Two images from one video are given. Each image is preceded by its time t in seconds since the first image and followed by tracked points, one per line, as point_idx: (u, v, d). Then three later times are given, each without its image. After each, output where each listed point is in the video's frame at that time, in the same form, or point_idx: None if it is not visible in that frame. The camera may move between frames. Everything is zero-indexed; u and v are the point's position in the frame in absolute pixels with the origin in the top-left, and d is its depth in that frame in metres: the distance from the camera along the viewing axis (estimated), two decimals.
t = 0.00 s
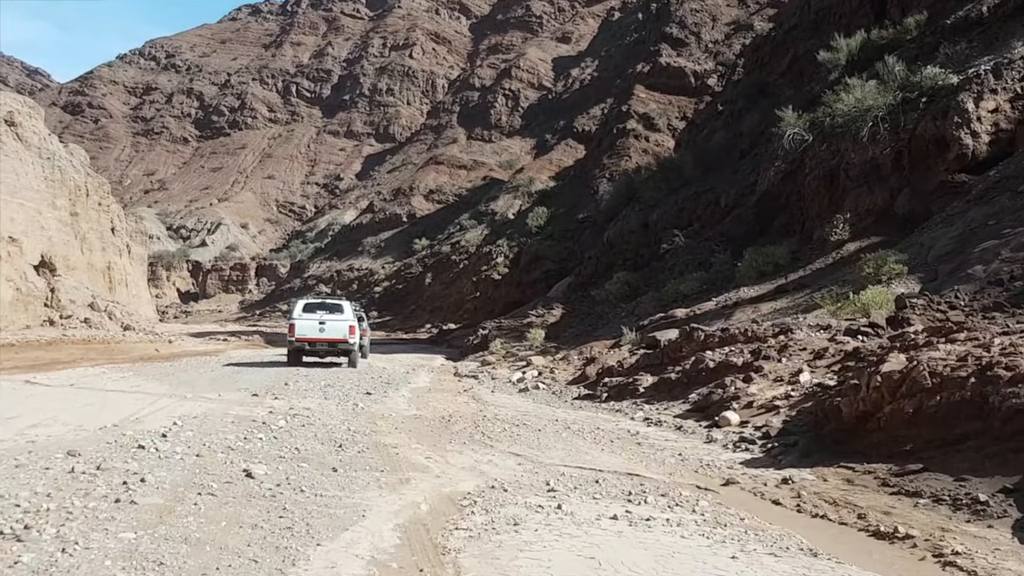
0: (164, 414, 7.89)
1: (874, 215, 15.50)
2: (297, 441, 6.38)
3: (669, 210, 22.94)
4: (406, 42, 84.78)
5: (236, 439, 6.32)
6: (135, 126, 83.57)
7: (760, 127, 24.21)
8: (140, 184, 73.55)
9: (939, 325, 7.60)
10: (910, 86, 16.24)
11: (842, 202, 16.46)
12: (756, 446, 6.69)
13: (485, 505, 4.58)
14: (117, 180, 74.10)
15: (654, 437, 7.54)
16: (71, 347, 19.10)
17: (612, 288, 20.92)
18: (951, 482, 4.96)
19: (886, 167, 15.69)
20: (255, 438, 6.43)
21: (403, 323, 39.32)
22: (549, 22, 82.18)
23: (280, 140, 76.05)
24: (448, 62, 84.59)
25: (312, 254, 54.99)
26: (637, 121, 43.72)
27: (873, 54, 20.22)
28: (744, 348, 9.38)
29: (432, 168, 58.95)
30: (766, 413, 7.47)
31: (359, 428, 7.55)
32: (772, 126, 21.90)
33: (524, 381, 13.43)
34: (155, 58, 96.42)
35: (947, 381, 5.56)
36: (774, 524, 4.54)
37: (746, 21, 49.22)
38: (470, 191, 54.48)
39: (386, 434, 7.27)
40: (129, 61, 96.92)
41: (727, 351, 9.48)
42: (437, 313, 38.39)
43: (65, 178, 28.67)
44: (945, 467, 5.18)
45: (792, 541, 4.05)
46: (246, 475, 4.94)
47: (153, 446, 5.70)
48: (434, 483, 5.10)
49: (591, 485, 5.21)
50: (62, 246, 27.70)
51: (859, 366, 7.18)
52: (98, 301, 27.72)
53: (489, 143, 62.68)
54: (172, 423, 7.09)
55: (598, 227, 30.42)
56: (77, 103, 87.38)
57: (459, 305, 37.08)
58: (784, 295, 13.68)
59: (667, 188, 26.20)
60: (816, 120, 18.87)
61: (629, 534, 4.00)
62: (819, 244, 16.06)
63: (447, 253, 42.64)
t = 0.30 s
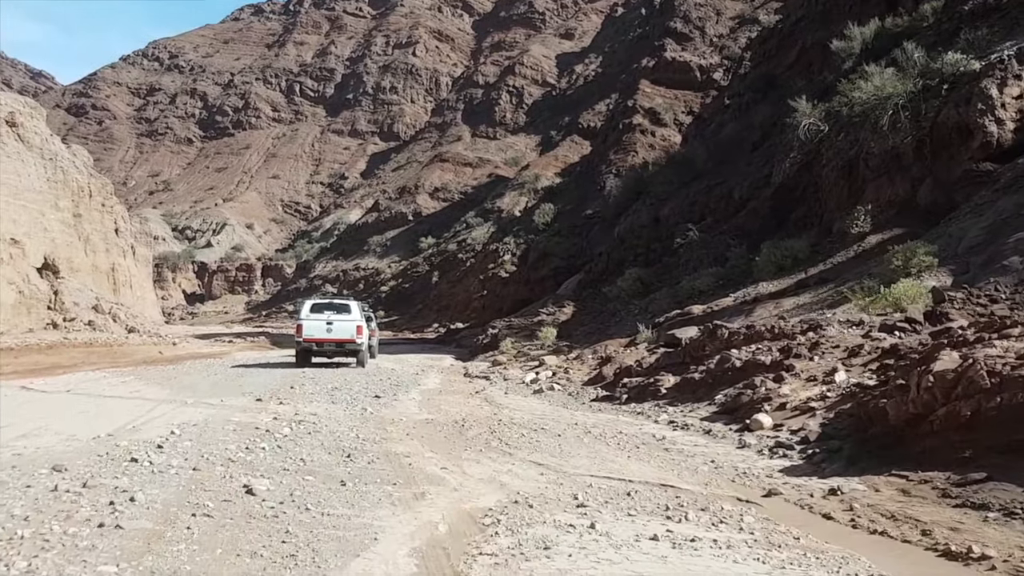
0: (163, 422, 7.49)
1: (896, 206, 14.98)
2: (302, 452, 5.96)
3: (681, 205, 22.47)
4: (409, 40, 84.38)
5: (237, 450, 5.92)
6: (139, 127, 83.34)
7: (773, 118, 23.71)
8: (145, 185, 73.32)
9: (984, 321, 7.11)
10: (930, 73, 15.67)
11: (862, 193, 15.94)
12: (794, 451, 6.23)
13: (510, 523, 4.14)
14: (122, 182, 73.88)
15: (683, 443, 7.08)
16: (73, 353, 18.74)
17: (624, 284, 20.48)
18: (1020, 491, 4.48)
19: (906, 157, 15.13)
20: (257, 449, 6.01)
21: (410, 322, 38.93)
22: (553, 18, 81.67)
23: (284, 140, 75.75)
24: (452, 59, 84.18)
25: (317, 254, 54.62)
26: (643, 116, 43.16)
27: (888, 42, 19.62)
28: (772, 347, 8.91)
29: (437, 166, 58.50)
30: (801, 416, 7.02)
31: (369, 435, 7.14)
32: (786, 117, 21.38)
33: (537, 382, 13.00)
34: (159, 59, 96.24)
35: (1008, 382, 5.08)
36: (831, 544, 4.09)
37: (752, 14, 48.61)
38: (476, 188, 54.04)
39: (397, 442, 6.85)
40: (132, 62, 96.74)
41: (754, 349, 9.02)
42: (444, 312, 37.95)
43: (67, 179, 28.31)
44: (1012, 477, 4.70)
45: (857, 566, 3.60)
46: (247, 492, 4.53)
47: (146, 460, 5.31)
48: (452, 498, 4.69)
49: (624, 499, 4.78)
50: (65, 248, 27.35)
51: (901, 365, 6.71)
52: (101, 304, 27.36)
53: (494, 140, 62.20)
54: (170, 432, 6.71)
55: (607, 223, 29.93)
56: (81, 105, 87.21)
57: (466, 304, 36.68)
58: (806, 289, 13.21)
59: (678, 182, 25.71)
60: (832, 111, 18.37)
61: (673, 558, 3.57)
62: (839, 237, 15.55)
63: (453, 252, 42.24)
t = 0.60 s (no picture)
0: (158, 434, 7.10)
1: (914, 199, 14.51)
2: (305, 468, 5.53)
3: (690, 202, 22.06)
4: (409, 43, 84.16)
5: (234, 466, 5.51)
6: (141, 133, 83.16)
7: (781, 113, 23.26)
8: (147, 191, 73.09)
9: None
10: (947, 62, 15.14)
11: (879, 186, 15.45)
12: (834, 460, 5.77)
13: (534, 548, 3.74)
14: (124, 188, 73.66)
15: (712, 449, 6.64)
16: (72, 362, 18.40)
17: (633, 284, 20.11)
18: None
19: (924, 148, 14.64)
20: (255, 463, 5.61)
21: (415, 325, 38.58)
22: (553, 19, 81.39)
23: (286, 145, 75.52)
24: (453, 62, 83.94)
25: (320, 257, 54.29)
26: (646, 115, 42.73)
27: (900, 34, 19.13)
28: (798, 347, 8.45)
29: (440, 168, 58.12)
30: (836, 420, 6.58)
31: (376, 446, 6.74)
32: (796, 111, 20.93)
33: (547, 385, 12.61)
34: (160, 65, 96.14)
35: None
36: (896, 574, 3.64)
37: (755, 11, 48.17)
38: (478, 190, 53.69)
39: (407, 453, 6.44)
40: (133, 69, 96.67)
41: (779, 350, 8.58)
42: (449, 314, 37.55)
43: (68, 185, 27.97)
44: None
45: None
46: (244, 516, 4.13)
47: (135, 481, 4.90)
48: (470, 520, 4.26)
49: (658, 517, 4.37)
50: (66, 254, 26.99)
51: (943, 366, 6.24)
52: (103, 310, 27.02)
53: (496, 142, 61.84)
54: (164, 446, 6.32)
55: (613, 222, 29.51)
56: (82, 112, 87.09)
57: (470, 305, 36.31)
58: (825, 286, 12.77)
59: (686, 180, 25.27)
60: (845, 103, 17.91)
61: None
62: (856, 232, 15.07)
63: (457, 253, 41.86)
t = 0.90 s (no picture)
0: (151, 449, 6.70)
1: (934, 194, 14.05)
2: (306, 488, 5.12)
3: (700, 202, 21.61)
4: (411, 47, 83.92)
5: (230, 485, 5.11)
6: (143, 140, 82.96)
7: (790, 111, 22.81)
8: (149, 198, 72.83)
9: None
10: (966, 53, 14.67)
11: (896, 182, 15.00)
12: (879, 473, 5.33)
13: None
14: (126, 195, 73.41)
15: (740, 459, 6.22)
16: (70, 372, 18.04)
17: (642, 285, 19.73)
18: None
19: (943, 143, 14.17)
20: (253, 483, 5.20)
21: (418, 329, 38.17)
22: (555, 21, 81.08)
23: (288, 150, 75.24)
24: (455, 65, 83.63)
25: (323, 262, 53.92)
26: (650, 116, 42.31)
27: (913, 28, 18.62)
28: (827, 349, 8.01)
29: (442, 171, 57.69)
30: (875, 428, 6.13)
31: (382, 460, 6.33)
32: (806, 108, 20.48)
33: (558, 391, 12.19)
34: (161, 71, 95.99)
35: None
36: None
37: (758, 11, 47.73)
38: (481, 193, 53.29)
39: (416, 467, 6.02)
40: (134, 76, 96.54)
41: (806, 353, 8.12)
42: (453, 318, 37.15)
43: (68, 191, 27.60)
44: None
45: None
46: (236, 546, 3.72)
47: (121, 505, 4.51)
48: (490, 548, 3.85)
49: (697, 543, 3.95)
50: (66, 261, 26.61)
51: (994, 368, 5.78)
52: (104, 317, 26.64)
53: (499, 145, 61.47)
54: (156, 462, 5.91)
55: (619, 224, 29.08)
56: (84, 119, 86.92)
57: (474, 309, 35.90)
58: (844, 286, 12.32)
59: (694, 179, 24.83)
60: (858, 99, 17.47)
61: None
62: (873, 229, 14.62)
63: (460, 257, 41.47)
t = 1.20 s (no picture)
0: (142, 463, 6.26)
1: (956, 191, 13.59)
2: (307, 509, 4.69)
3: (710, 201, 21.16)
4: (413, 50, 83.66)
5: (223, 506, 4.69)
6: (144, 145, 82.71)
7: (800, 109, 22.35)
8: (151, 203, 72.57)
9: None
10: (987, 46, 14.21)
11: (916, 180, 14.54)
12: (933, 489, 4.88)
13: None
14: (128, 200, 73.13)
15: (775, 472, 5.79)
16: (68, 379, 17.69)
17: (652, 286, 19.36)
18: None
19: (965, 138, 13.72)
20: (250, 503, 4.76)
21: (422, 333, 37.77)
22: (557, 23, 80.79)
23: (290, 153, 74.96)
24: (456, 68, 83.34)
25: (326, 266, 53.55)
26: (654, 117, 41.89)
27: (928, 22, 18.15)
28: (859, 353, 7.56)
29: (445, 174, 57.28)
30: (921, 438, 5.67)
31: (388, 474, 5.89)
32: (818, 106, 20.03)
33: (570, 396, 11.79)
34: (163, 76, 95.78)
35: None
36: None
37: (761, 10, 47.33)
38: (484, 196, 52.92)
39: (426, 483, 5.59)
40: (136, 80, 96.36)
41: (837, 356, 7.67)
42: (457, 321, 36.70)
43: (68, 195, 27.21)
44: None
45: None
46: None
47: (102, 530, 4.08)
48: None
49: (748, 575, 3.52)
50: (66, 266, 26.23)
51: None
52: (105, 322, 26.26)
53: (501, 147, 61.11)
54: (146, 479, 5.48)
55: (626, 225, 28.65)
56: (85, 124, 86.73)
57: (478, 312, 35.50)
58: (866, 286, 11.86)
59: (702, 179, 24.40)
60: (874, 94, 17.01)
61: None
62: (893, 228, 14.17)
63: (464, 260, 41.08)
